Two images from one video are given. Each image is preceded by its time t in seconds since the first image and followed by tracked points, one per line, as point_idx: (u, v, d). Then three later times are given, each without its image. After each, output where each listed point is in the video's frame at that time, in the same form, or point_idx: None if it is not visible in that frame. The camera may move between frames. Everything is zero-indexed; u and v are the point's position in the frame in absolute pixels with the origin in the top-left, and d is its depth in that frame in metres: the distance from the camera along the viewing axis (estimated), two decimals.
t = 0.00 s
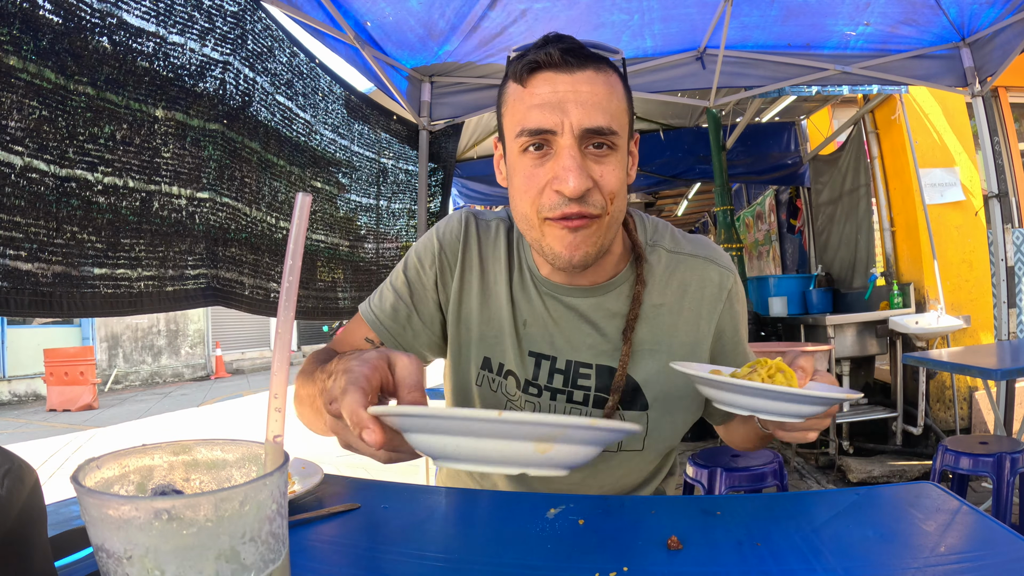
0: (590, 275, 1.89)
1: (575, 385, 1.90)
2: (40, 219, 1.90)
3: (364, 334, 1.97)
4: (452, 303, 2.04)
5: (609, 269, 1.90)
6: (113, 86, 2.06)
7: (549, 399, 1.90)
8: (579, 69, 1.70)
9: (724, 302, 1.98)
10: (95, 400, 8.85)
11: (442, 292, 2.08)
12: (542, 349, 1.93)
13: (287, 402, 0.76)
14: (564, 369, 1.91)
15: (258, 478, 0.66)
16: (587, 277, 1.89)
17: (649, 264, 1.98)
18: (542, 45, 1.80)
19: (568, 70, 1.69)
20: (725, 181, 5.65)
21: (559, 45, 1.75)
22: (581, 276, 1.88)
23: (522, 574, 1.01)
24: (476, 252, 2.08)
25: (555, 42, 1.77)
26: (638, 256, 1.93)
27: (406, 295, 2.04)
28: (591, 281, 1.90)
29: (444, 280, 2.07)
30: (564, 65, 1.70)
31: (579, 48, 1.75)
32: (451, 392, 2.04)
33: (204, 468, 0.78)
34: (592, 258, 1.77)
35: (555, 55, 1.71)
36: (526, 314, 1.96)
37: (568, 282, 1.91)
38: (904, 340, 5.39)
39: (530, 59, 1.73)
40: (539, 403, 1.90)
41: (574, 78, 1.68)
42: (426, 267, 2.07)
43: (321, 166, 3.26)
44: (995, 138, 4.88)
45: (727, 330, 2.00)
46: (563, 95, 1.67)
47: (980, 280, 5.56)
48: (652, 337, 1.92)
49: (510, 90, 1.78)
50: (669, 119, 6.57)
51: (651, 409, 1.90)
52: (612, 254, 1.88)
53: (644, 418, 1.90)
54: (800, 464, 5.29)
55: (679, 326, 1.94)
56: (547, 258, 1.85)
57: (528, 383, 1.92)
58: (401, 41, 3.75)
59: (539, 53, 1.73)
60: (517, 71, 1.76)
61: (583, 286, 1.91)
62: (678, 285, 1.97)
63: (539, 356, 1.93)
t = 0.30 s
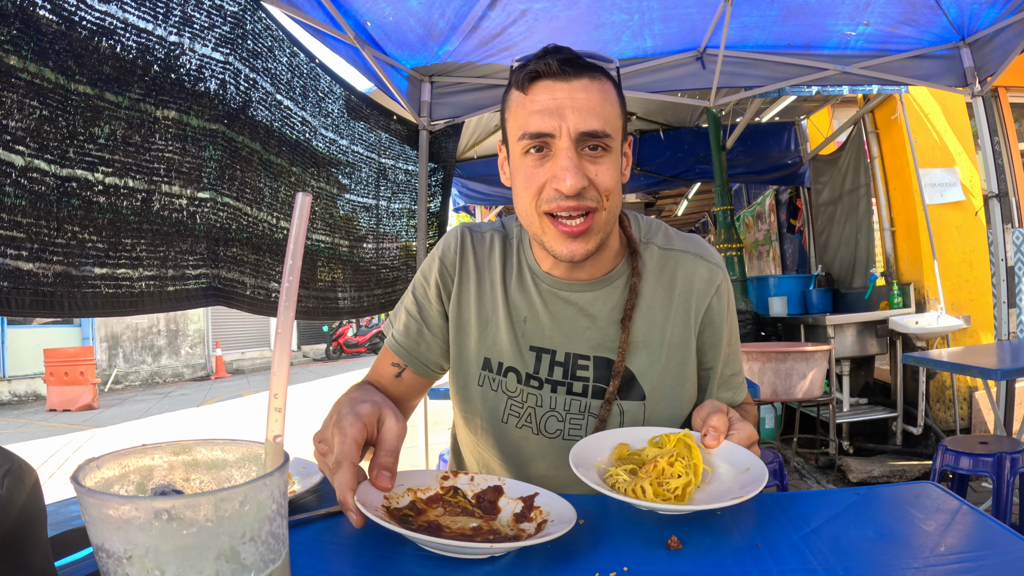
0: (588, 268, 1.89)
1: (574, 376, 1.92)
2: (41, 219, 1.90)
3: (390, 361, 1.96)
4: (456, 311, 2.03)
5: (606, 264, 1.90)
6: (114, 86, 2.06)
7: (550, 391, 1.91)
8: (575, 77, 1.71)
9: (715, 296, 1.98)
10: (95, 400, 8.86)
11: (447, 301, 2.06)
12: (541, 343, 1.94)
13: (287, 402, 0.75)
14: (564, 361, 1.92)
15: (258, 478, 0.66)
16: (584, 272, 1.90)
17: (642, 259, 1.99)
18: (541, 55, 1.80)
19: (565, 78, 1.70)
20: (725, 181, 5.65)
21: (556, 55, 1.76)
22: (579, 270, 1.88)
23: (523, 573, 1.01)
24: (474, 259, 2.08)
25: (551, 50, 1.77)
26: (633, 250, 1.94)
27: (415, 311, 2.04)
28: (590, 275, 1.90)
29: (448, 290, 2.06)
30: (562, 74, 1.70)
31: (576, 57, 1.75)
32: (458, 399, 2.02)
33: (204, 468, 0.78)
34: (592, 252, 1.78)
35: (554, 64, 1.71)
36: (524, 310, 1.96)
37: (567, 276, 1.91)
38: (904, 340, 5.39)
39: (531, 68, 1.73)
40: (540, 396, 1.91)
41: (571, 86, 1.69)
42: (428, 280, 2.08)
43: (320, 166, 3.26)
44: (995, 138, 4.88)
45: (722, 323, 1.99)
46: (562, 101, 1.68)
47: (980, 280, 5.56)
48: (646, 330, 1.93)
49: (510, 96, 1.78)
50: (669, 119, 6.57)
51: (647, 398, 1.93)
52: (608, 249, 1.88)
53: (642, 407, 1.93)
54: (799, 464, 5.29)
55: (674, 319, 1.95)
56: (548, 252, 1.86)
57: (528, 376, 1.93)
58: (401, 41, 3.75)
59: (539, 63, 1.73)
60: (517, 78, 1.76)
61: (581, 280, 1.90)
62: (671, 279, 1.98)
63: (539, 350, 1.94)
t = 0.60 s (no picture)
0: (584, 268, 1.90)
1: (570, 372, 1.92)
2: (41, 219, 1.90)
3: (396, 367, 1.97)
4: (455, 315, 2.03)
5: (601, 263, 1.91)
6: (114, 86, 2.06)
7: (547, 388, 1.91)
8: (587, 86, 1.72)
9: (706, 292, 1.97)
10: (95, 400, 8.87)
11: (446, 306, 2.06)
12: (538, 341, 1.94)
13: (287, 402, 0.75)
14: (560, 358, 1.92)
15: (258, 478, 0.66)
16: (578, 271, 1.91)
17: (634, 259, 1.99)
18: (554, 62, 1.80)
19: (578, 87, 1.71)
20: (725, 181, 5.65)
21: (570, 63, 1.77)
22: (576, 268, 1.88)
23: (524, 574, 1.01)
24: (472, 263, 2.08)
25: (564, 59, 1.78)
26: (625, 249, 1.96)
27: (415, 315, 2.04)
28: (585, 274, 1.91)
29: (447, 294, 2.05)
30: (576, 83, 1.72)
31: (588, 65, 1.77)
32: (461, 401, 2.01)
33: (204, 468, 0.78)
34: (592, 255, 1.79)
35: (568, 72, 1.73)
36: (520, 309, 1.96)
37: (562, 275, 1.92)
38: (904, 340, 5.39)
39: (544, 74, 1.74)
40: (538, 392, 1.91)
41: (583, 94, 1.70)
42: (427, 285, 2.08)
43: (320, 166, 3.25)
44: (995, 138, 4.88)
45: (719, 318, 1.97)
46: (574, 108, 1.68)
47: (980, 280, 5.56)
48: (639, 327, 1.94)
49: (521, 101, 1.79)
50: (669, 118, 6.56)
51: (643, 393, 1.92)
52: (606, 249, 1.89)
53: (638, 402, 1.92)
54: (799, 464, 5.28)
55: (667, 315, 1.95)
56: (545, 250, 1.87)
57: (525, 374, 1.93)
58: (401, 41, 3.75)
59: (553, 69, 1.74)
60: (531, 83, 1.77)
61: (577, 278, 1.91)
62: (663, 277, 1.99)
63: (536, 348, 1.94)
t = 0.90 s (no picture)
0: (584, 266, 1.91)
1: (571, 369, 1.92)
2: (40, 219, 1.90)
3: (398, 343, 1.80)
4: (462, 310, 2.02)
5: (602, 261, 1.92)
6: (114, 86, 2.06)
7: (547, 384, 1.91)
8: (587, 88, 1.72)
9: (703, 290, 1.98)
10: (96, 400, 8.87)
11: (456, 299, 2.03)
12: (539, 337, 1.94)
13: (287, 402, 0.75)
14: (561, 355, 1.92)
15: (258, 478, 0.66)
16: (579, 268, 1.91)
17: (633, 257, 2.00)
18: (556, 64, 1.80)
19: (579, 88, 1.71)
20: (725, 181, 5.64)
21: (571, 65, 1.77)
22: (576, 267, 1.89)
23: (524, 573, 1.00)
24: (478, 259, 2.07)
25: (565, 60, 1.78)
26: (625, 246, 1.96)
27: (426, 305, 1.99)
28: (585, 272, 1.92)
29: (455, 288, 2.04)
30: (576, 84, 1.71)
31: (589, 67, 1.77)
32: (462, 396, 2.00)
33: (204, 468, 0.78)
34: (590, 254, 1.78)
35: (570, 74, 1.72)
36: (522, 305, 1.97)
37: (564, 274, 1.93)
38: (904, 340, 5.39)
39: (545, 76, 1.74)
40: (538, 388, 1.92)
41: (583, 95, 1.70)
42: (435, 275, 2.04)
43: (320, 166, 3.26)
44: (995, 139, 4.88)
45: (715, 318, 1.98)
46: (574, 109, 1.68)
47: (980, 280, 5.56)
48: (639, 324, 1.94)
49: (523, 101, 1.79)
50: (669, 118, 6.56)
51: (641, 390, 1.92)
52: (606, 247, 1.89)
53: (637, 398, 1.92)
54: (800, 464, 5.28)
55: (665, 313, 1.95)
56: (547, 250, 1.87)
57: (526, 369, 1.93)
58: (401, 41, 3.75)
59: (554, 71, 1.74)
60: (532, 83, 1.77)
61: (578, 276, 1.93)
62: (662, 275, 1.99)
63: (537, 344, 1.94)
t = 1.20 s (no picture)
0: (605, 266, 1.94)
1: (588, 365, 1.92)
2: (39, 219, 1.90)
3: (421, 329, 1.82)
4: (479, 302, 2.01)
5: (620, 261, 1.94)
6: (114, 86, 2.06)
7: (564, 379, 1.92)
8: (622, 95, 1.74)
9: (712, 294, 2.01)
10: (95, 400, 8.87)
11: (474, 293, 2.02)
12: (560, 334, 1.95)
13: (287, 402, 0.74)
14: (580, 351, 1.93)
15: (259, 478, 0.66)
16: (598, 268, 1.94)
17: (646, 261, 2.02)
18: (593, 69, 1.82)
19: (613, 94, 1.73)
20: (725, 181, 5.64)
21: (609, 71, 1.79)
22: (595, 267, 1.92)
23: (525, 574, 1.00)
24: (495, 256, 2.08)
25: (602, 66, 1.80)
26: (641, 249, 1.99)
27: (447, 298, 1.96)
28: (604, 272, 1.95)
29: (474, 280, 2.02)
30: (612, 89, 1.73)
31: (623, 77, 1.79)
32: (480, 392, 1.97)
33: (204, 468, 0.78)
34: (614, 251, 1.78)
35: (606, 79, 1.74)
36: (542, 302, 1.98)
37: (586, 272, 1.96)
38: (904, 340, 5.39)
39: (583, 79, 1.75)
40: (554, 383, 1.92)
41: (616, 101, 1.72)
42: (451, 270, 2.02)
43: (320, 166, 3.25)
44: (995, 138, 4.88)
45: (724, 322, 2.00)
46: (608, 112, 1.70)
47: (980, 281, 5.56)
48: (651, 325, 1.96)
49: (560, 102, 1.80)
50: (669, 118, 6.56)
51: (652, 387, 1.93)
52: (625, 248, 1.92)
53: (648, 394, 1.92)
54: (799, 464, 5.28)
55: (677, 314, 1.97)
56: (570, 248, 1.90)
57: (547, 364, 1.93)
58: (401, 41, 3.75)
59: (593, 75, 1.75)
60: (569, 87, 1.79)
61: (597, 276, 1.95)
62: (673, 278, 2.01)
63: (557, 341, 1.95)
